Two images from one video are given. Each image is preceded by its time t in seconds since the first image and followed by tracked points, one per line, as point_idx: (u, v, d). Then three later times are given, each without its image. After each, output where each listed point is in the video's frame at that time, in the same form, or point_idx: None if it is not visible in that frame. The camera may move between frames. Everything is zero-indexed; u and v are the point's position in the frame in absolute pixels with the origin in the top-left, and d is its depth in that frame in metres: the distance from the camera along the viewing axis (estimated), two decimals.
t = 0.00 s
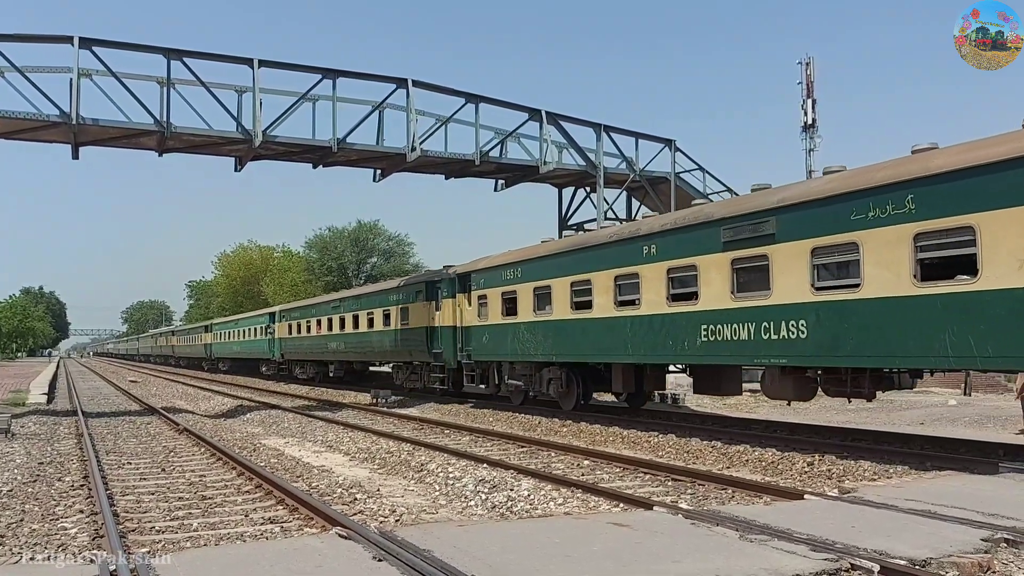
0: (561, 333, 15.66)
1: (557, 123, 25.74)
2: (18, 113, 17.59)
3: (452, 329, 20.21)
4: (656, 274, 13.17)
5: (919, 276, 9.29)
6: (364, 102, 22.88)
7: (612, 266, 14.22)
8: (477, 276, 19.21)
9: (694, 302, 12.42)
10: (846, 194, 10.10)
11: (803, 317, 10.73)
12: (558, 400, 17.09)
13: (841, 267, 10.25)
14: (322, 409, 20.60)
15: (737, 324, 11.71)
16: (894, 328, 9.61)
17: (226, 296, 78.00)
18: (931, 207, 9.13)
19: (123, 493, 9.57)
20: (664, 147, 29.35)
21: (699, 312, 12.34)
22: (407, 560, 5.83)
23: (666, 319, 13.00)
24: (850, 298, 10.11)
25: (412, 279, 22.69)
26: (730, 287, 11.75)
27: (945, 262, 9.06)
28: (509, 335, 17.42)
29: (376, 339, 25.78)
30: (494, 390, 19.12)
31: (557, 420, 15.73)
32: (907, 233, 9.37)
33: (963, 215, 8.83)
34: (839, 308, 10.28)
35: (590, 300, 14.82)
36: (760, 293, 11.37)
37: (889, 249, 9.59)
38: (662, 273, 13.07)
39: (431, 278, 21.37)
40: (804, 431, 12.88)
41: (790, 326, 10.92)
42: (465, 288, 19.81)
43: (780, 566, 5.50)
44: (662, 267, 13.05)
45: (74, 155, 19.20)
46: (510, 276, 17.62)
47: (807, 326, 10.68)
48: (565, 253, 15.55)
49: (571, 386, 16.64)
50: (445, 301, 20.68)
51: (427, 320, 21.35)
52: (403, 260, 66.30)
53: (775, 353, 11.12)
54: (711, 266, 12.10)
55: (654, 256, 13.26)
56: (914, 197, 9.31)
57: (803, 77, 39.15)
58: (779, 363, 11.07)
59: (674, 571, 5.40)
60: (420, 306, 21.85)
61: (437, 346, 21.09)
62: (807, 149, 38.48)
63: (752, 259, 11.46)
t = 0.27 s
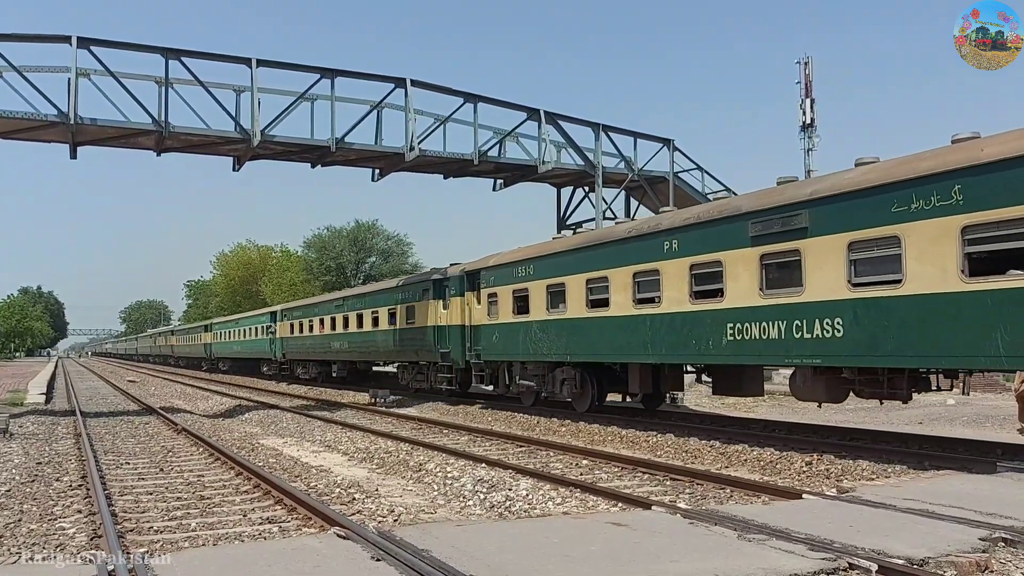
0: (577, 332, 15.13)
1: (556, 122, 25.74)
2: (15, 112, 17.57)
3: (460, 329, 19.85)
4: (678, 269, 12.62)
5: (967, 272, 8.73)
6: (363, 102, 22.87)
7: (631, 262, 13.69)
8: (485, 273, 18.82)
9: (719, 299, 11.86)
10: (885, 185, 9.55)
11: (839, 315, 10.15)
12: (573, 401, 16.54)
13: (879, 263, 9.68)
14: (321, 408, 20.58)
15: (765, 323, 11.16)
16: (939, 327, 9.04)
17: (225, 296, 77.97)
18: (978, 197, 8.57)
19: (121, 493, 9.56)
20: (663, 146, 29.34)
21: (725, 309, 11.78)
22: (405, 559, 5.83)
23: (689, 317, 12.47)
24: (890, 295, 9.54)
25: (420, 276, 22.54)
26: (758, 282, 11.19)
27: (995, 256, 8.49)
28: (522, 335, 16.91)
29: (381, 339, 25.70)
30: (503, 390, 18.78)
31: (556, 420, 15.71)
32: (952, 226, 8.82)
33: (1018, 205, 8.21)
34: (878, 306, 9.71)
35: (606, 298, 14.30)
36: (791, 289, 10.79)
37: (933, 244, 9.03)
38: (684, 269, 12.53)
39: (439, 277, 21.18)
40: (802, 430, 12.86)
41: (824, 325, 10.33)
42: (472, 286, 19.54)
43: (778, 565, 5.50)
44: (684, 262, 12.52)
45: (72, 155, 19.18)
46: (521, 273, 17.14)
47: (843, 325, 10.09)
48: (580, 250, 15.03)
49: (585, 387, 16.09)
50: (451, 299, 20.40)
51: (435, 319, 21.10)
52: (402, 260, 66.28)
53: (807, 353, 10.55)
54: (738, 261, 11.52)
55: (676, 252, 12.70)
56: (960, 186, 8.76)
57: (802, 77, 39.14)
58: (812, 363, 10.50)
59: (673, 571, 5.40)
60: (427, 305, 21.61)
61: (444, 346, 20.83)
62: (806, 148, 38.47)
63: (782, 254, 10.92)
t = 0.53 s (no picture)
0: (594, 332, 14.64)
1: (554, 123, 25.75)
2: (14, 113, 17.57)
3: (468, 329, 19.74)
4: (700, 266, 12.12)
5: (1017, 267, 8.28)
6: (361, 102, 22.87)
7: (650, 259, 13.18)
8: (495, 271, 18.55)
9: (745, 297, 11.38)
10: (927, 176, 9.05)
11: (876, 313, 9.66)
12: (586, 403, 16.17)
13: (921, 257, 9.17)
14: (320, 409, 20.59)
15: (794, 322, 10.69)
16: (985, 326, 8.57)
17: (224, 297, 77.99)
18: None
19: (121, 494, 9.57)
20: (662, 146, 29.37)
21: (751, 308, 11.29)
22: (403, 559, 5.84)
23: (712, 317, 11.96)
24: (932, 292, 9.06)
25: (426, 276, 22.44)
26: (788, 279, 10.70)
27: None
28: (534, 335, 16.56)
29: (386, 340, 25.64)
30: (514, 392, 18.70)
31: (554, 421, 15.72)
32: (1001, 218, 8.35)
33: None
34: (918, 303, 9.20)
35: (623, 297, 13.80)
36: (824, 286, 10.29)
37: (979, 238, 8.56)
38: (705, 266, 12.04)
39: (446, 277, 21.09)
40: (800, 430, 12.86)
41: (860, 324, 9.84)
42: (482, 285, 19.47)
43: (777, 565, 5.51)
44: (705, 260, 12.03)
45: (71, 156, 19.19)
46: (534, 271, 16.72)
47: (881, 324, 9.59)
48: (596, 247, 14.51)
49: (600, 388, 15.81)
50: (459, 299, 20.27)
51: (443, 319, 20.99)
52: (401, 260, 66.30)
53: (841, 354, 10.07)
54: (765, 257, 11.03)
55: (698, 248, 12.18)
56: (1009, 177, 8.29)
57: (800, 77, 39.17)
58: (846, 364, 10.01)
59: (671, 570, 5.41)
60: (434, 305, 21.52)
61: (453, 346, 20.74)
62: (804, 148, 38.50)
63: (812, 249, 10.43)
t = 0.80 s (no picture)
0: (608, 331, 14.59)
1: (552, 123, 25.76)
2: (12, 113, 17.55)
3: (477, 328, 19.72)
4: (724, 263, 11.91)
5: None
6: (360, 102, 22.86)
7: (670, 256, 13.06)
8: (505, 269, 18.53)
9: (772, 295, 11.16)
10: (967, 168, 8.80)
11: (913, 311, 9.37)
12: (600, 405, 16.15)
13: (959, 251, 8.91)
14: (318, 409, 20.57)
15: (827, 320, 10.39)
16: None
17: (222, 297, 77.95)
18: None
19: (118, 494, 9.56)
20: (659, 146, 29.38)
21: (779, 306, 11.06)
22: (400, 560, 5.84)
23: (735, 314, 11.77)
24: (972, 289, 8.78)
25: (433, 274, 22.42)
26: (818, 275, 10.45)
27: None
28: (546, 334, 16.53)
29: (390, 340, 25.64)
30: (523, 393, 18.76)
31: (553, 421, 15.71)
32: None
33: None
34: (961, 300, 8.89)
35: (640, 295, 13.70)
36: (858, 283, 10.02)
37: None
38: (729, 263, 11.84)
39: (453, 275, 21.05)
40: (797, 430, 12.85)
41: (896, 323, 9.55)
42: (490, 283, 19.46)
43: (775, 565, 5.51)
44: (730, 256, 11.84)
45: (69, 156, 19.18)
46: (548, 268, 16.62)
47: (920, 322, 9.27)
48: (614, 244, 14.42)
49: (614, 388, 15.77)
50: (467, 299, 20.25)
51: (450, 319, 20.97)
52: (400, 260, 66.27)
53: (875, 353, 9.79)
54: (794, 254, 10.82)
55: (720, 244, 12.04)
56: None
57: (798, 77, 39.18)
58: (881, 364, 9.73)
59: (667, 570, 5.41)
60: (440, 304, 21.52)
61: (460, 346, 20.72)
62: (802, 149, 38.52)
63: (843, 246, 10.20)
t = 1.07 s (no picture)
0: (626, 329, 14.51)
1: (550, 122, 25.74)
2: (9, 113, 17.53)
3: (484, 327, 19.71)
4: (751, 260, 11.82)
5: None
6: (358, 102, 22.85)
7: (690, 252, 13.00)
8: (513, 267, 18.53)
9: (802, 292, 11.08)
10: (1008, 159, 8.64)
11: (954, 308, 9.25)
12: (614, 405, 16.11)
13: (998, 246, 8.79)
14: (317, 409, 20.57)
15: (860, 318, 10.29)
16: None
17: (220, 297, 77.91)
18: None
19: (116, 494, 9.55)
20: (658, 145, 29.40)
21: (808, 303, 10.99)
22: (397, 559, 5.84)
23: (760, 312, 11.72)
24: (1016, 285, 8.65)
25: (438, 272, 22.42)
26: (849, 272, 10.36)
27: None
28: (557, 334, 16.56)
29: (394, 341, 25.64)
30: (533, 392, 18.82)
31: (551, 420, 15.71)
32: None
33: None
34: (1006, 296, 8.75)
35: (659, 292, 13.64)
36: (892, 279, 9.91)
37: None
38: (755, 260, 11.76)
39: (459, 274, 21.01)
40: (795, 429, 12.85)
41: (935, 320, 9.43)
42: (498, 280, 19.44)
43: (774, 564, 5.51)
44: (754, 253, 11.76)
45: (66, 156, 19.15)
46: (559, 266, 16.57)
47: (961, 319, 9.16)
48: (623, 240, 14.57)
49: (628, 389, 15.75)
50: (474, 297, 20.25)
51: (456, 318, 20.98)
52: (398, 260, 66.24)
53: (912, 352, 9.68)
54: (823, 249, 10.73)
55: (744, 240, 11.96)
56: None
57: (797, 77, 39.20)
58: (917, 362, 9.62)
59: (664, 569, 5.41)
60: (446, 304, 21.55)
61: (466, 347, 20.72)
62: (801, 148, 38.53)
63: (873, 242, 10.12)
